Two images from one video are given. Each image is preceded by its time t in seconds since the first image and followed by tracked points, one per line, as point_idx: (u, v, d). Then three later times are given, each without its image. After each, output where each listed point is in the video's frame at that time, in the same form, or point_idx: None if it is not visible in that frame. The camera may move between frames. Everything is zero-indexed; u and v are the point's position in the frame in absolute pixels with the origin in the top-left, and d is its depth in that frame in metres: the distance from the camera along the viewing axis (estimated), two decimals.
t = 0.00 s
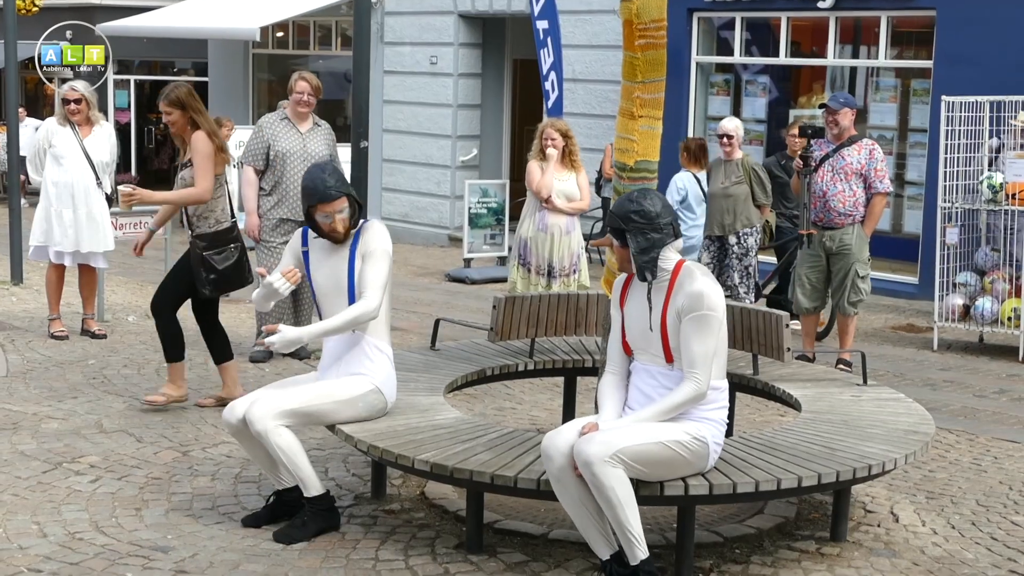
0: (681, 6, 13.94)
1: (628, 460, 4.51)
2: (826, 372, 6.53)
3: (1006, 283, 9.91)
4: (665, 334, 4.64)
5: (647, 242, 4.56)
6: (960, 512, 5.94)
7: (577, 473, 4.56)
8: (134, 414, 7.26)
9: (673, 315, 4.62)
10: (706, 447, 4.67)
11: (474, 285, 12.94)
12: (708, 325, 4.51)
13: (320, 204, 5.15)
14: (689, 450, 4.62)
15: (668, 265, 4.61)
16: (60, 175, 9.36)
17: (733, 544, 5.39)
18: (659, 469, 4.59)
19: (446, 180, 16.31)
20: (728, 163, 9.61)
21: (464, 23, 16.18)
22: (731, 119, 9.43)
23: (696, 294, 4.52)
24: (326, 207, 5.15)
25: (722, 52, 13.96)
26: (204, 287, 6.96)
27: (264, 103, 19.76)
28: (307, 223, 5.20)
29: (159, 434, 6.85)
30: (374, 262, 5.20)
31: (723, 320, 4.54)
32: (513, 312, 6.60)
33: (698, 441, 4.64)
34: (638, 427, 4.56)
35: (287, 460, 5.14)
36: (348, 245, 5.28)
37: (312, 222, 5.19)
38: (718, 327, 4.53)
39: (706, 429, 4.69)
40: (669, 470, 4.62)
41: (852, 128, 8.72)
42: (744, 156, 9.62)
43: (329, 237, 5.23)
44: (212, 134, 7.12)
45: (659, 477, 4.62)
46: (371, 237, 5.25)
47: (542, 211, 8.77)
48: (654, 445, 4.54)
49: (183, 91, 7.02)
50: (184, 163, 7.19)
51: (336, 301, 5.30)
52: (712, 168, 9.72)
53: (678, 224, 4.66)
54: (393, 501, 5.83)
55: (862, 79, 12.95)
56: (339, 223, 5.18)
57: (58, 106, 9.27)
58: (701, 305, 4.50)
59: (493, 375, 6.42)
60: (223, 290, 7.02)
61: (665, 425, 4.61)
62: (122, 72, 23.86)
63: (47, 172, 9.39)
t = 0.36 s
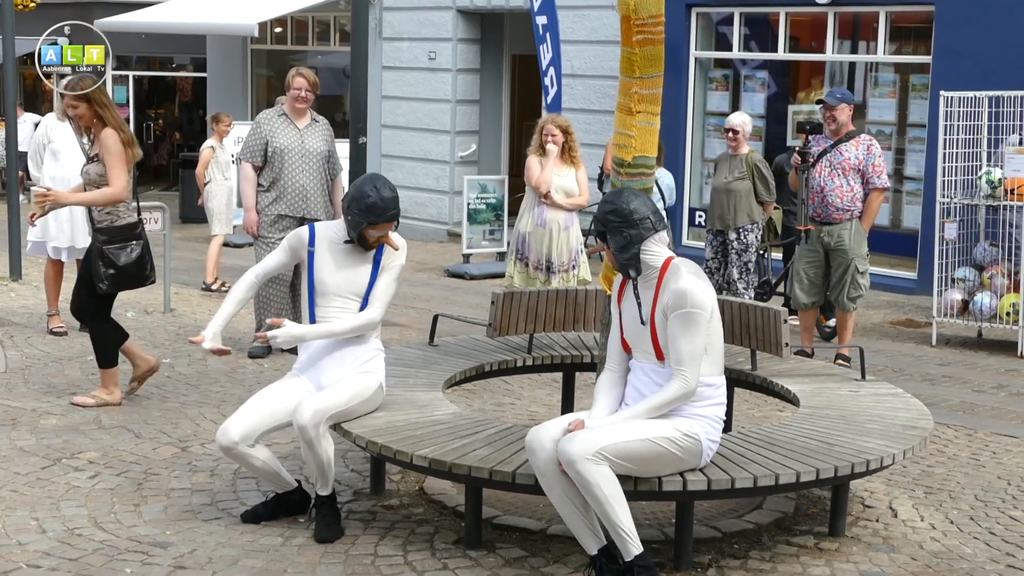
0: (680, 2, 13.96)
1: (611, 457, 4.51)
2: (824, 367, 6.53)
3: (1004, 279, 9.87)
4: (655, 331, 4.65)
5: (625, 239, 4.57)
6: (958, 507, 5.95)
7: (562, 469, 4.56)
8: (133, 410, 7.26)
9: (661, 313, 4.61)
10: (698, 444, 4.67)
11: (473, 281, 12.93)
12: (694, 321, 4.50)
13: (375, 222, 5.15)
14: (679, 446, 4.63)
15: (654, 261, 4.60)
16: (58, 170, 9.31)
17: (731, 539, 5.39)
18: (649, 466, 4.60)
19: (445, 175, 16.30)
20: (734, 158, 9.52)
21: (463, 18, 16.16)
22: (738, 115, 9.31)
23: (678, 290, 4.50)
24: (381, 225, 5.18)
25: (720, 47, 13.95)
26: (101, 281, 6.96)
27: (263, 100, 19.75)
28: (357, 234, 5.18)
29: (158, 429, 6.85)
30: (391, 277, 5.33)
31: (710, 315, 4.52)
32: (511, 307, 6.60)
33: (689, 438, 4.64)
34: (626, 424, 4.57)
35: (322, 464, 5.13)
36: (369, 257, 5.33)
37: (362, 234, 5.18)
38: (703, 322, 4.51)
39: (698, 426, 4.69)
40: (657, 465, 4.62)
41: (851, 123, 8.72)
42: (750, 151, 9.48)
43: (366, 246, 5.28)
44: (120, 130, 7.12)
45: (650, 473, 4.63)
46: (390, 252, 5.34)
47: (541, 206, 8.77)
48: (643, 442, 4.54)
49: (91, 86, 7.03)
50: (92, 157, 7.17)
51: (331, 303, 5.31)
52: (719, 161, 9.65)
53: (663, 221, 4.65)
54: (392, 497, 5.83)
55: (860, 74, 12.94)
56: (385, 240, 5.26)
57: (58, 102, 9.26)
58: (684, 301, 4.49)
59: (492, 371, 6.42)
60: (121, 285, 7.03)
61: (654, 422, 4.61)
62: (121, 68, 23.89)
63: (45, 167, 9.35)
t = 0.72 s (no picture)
0: None
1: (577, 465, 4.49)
2: (824, 362, 6.53)
3: (1005, 274, 9.90)
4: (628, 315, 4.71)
5: (604, 229, 4.73)
6: (958, 502, 5.95)
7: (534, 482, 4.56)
8: (134, 404, 7.27)
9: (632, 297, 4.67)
10: (666, 434, 4.64)
11: (473, 276, 12.93)
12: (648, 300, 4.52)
13: (381, 219, 5.14)
14: (647, 440, 4.60)
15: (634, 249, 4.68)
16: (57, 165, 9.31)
17: (732, 534, 5.40)
18: (621, 465, 4.58)
19: (445, 170, 16.30)
20: (736, 153, 9.56)
21: (463, 13, 16.15)
22: (739, 110, 9.34)
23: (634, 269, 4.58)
24: (386, 222, 5.16)
25: (721, 42, 13.94)
26: (38, 281, 6.95)
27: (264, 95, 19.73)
28: (362, 233, 5.17)
29: (159, 424, 6.86)
30: (405, 278, 5.42)
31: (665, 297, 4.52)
32: (511, 302, 6.61)
33: (653, 430, 4.61)
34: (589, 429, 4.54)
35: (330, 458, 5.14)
36: (378, 258, 5.38)
37: (369, 233, 5.17)
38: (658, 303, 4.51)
39: (666, 415, 4.64)
40: (628, 461, 4.59)
41: (850, 118, 8.71)
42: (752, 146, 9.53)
43: (373, 249, 5.24)
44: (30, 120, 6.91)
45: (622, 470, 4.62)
46: (396, 252, 5.40)
47: (541, 202, 8.78)
48: (606, 446, 4.51)
49: None
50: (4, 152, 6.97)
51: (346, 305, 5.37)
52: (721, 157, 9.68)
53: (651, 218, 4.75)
54: (392, 491, 5.84)
55: (861, 69, 12.94)
56: (393, 240, 5.22)
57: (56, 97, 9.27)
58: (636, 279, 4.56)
59: (493, 365, 6.43)
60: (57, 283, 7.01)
61: (619, 420, 4.59)
62: (122, 63, 23.86)
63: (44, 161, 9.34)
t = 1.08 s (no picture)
0: None
1: (569, 460, 4.49)
2: (828, 359, 6.53)
3: (1010, 271, 9.85)
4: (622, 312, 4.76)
5: (597, 245, 4.79)
6: (963, 499, 5.95)
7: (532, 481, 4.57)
8: (138, 401, 7.27)
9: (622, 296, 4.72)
10: (657, 416, 4.61)
11: (477, 273, 12.93)
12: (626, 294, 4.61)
13: (388, 219, 5.10)
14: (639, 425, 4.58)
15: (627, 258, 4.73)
16: (61, 162, 9.32)
17: (735, 531, 5.40)
18: (617, 453, 4.56)
19: (449, 167, 16.30)
20: (742, 150, 9.57)
21: (467, 10, 16.15)
22: (745, 107, 9.31)
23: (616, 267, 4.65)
24: (394, 223, 5.13)
25: (725, 39, 13.94)
26: None
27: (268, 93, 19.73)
28: (368, 231, 5.13)
29: (163, 421, 6.86)
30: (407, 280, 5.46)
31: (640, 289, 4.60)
32: (515, 299, 6.63)
33: (644, 413, 4.59)
34: (578, 422, 4.55)
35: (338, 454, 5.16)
36: (383, 258, 5.38)
37: (374, 232, 5.13)
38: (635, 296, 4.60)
39: (655, 396, 4.62)
40: (624, 448, 4.58)
41: (853, 114, 8.71)
42: (758, 143, 9.54)
43: (376, 249, 5.22)
44: None
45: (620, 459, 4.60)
46: (403, 256, 5.43)
47: (546, 198, 8.77)
48: (596, 434, 4.50)
49: None
50: None
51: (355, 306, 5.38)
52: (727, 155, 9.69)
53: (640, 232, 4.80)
54: (397, 488, 5.84)
55: (865, 66, 12.92)
56: (395, 241, 5.20)
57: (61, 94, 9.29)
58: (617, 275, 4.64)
59: (497, 362, 6.43)
60: None
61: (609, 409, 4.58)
62: (126, 60, 23.85)
63: (48, 159, 9.36)
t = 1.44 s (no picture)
0: None
1: (594, 456, 4.49)
2: (829, 360, 6.53)
3: (1010, 272, 9.89)
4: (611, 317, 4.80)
5: (580, 253, 4.88)
6: (963, 500, 5.95)
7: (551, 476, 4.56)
8: (139, 402, 7.28)
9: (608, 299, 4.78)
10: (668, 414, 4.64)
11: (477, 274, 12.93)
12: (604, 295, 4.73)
13: (487, 266, 5.16)
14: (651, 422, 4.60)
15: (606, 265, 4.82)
16: (63, 162, 9.33)
17: (736, 532, 5.40)
18: (630, 452, 4.58)
19: (450, 168, 16.31)
20: (743, 151, 9.56)
21: (468, 11, 16.15)
22: (746, 108, 9.28)
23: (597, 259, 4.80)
24: (487, 270, 5.18)
25: (726, 40, 13.94)
26: None
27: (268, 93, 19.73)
28: (465, 268, 5.13)
29: (164, 421, 6.87)
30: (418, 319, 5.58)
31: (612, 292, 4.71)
32: (516, 299, 6.63)
33: (658, 412, 4.61)
34: (597, 419, 4.56)
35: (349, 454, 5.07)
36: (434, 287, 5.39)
37: (470, 268, 5.13)
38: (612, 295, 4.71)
39: (664, 395, 4.65)
40: (639, 446, 4.60)
41: (853, 115, 8.67)
42: (759, 144, 9.53)
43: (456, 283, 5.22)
44: None
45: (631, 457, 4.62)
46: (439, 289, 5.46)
47: (547, 199, 8.76)
48: (612, 432, 4.52)
49: None
50: None
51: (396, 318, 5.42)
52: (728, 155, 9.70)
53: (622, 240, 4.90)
54: (397, 489, 5.84)
55: (865, 67, 12.91)
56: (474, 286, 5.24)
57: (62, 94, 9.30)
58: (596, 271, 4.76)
59: (498, 363, 6.44)
60: None
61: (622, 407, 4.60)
62: (126, 61, 23.87)
63: (49, 160, 9.36)
